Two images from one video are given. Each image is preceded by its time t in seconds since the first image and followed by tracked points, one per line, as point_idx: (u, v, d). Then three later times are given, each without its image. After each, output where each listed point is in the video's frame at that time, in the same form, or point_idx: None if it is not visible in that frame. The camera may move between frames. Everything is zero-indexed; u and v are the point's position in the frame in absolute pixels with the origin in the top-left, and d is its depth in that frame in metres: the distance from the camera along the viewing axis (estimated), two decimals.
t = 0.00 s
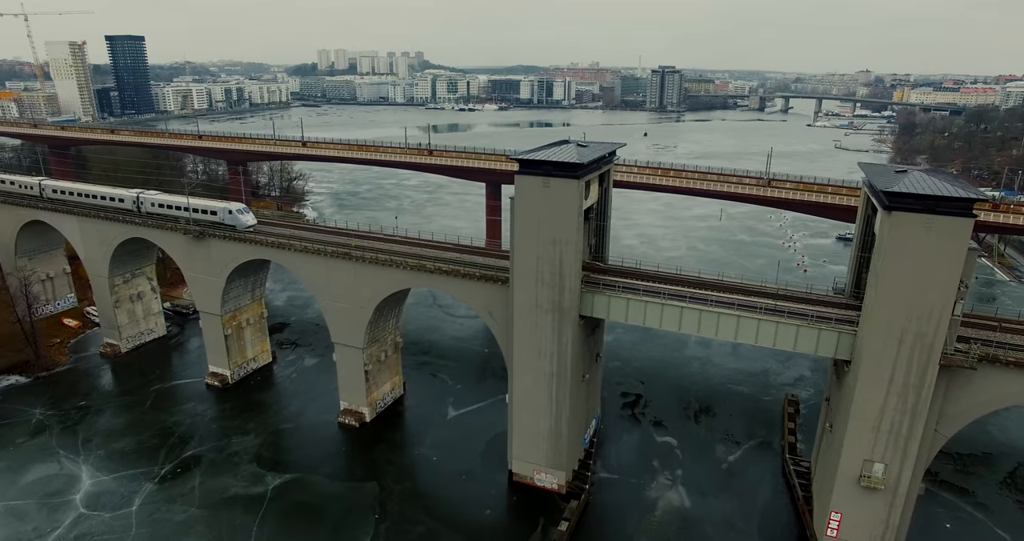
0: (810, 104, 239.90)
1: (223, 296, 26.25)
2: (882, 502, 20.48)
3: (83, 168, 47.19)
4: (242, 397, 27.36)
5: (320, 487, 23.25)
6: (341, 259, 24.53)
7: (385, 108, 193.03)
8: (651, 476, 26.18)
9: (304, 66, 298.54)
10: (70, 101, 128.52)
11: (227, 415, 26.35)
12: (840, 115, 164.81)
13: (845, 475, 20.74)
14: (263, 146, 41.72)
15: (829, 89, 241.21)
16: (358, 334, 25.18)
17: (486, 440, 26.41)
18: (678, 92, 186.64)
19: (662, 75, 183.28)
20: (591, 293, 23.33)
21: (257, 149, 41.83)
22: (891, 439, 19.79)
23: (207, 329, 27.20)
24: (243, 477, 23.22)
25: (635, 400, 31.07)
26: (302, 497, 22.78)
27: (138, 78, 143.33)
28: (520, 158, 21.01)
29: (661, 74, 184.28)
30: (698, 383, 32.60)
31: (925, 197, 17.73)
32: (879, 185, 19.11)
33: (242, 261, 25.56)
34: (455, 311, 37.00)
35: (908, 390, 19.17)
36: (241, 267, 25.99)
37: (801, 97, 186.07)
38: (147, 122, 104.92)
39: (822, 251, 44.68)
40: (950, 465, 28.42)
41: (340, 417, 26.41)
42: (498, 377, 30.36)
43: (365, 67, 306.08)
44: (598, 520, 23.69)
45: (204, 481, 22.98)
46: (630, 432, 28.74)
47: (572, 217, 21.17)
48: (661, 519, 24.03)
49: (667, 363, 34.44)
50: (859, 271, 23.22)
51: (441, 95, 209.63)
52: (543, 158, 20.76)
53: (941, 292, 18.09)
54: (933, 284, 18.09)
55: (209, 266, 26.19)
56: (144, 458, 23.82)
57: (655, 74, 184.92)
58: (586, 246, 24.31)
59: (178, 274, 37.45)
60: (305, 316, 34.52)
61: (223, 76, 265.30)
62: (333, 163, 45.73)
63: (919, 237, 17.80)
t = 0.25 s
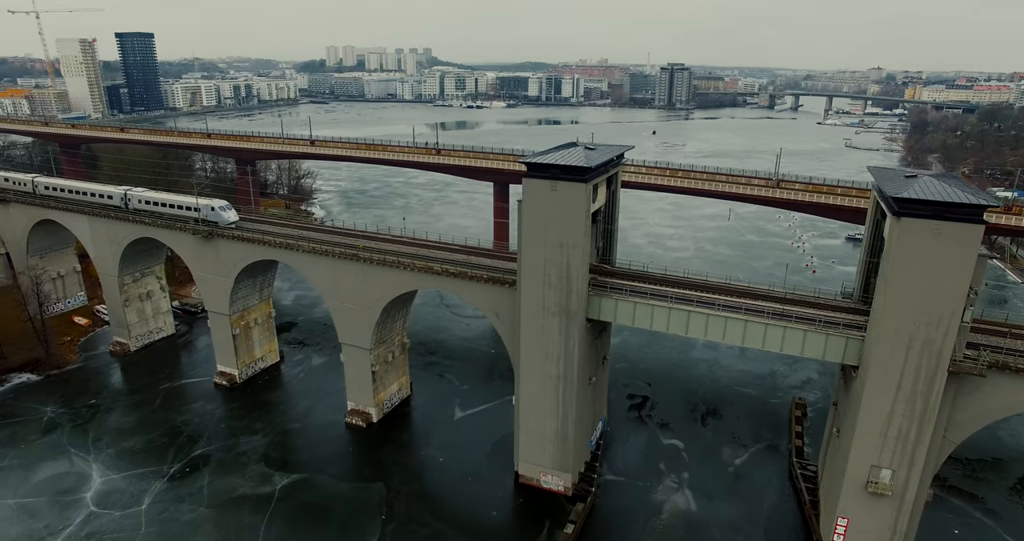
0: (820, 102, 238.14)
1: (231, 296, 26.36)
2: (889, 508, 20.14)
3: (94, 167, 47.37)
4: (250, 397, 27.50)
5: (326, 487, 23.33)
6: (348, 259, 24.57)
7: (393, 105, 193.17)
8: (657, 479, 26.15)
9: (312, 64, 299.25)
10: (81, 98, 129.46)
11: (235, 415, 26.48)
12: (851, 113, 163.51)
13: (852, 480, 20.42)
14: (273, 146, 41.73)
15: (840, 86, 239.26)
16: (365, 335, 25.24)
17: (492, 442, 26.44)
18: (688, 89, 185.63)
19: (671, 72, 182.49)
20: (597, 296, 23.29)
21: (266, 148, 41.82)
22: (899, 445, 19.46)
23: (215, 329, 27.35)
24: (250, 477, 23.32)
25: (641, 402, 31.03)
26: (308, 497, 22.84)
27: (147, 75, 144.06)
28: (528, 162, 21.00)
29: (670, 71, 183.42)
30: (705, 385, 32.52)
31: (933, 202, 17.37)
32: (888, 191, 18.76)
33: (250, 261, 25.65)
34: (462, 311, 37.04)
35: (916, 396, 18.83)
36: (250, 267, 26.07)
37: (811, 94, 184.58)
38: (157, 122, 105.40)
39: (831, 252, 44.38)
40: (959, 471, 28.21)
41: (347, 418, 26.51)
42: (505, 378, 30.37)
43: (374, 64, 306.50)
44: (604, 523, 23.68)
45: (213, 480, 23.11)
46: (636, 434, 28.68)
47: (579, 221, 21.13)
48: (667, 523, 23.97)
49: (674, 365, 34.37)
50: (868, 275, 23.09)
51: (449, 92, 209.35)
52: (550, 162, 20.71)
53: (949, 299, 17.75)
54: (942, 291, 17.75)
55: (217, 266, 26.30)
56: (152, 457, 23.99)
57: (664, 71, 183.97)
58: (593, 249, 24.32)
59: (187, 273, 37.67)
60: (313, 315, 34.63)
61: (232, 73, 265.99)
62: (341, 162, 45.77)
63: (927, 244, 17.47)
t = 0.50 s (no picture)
0: (831, 99, 236.20)
1: (241, 296, 26.50)
2: (898, 515, 19.83)
3: (105, 166, 47.47)
4: (259, 396, 27.67)
5: (335, 487, 23.43)
6: (357, 261, 24.62)
7: (402, 102, 193.15)
8: (664, 482, 26.12)
9: (320, 60, 299.60)
10: (92, 96, 130.00)
11: (245, 414, 26.64)
12: (862, 111, 162.10)
13: (860, 486, 20.11)
14: (284, 145, 41.79)
15: (851, 84, 237.21)
16: (373, 336, 25.31)
17: (500, 443, 26.48)
18: (697, 87, 184.41)
19: (681, 70, 181.40)
20: (606, 299, 23.25)
21: (276, 147, 41.86)
22: (908, 451, 19.13)
23: (225, 328, 27.51)
24: (260, 477, 23.45)
25: (649, 404, 30.99)
26: (317, 497, 22.94)
27: (157, 72, 144.63)
28: (537, 165, 20.97)
29: (680, 69, 182.30)
30: (713, 388, 32.44)
31: (944, 208, 17.12)
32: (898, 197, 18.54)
33: (259, 262, 25.74)
34: (470, 311, 37.10)
35: (926, 403, 18.51)
36: (259, 268, 26.18)
37: (822, 92, 183.06)
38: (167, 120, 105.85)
39: (841, 253, 44.07)
40: (969, 477, 28.04)
41: (355, 418, 26.62)
42: (512, 379, 30.41)
43: (382, 61, 306.41)
44: (611, 526, 23.67)
45: (222, 479, 23.25)
46: (643, 437, 28.65)
47: (588, 224, 21.08)
48: (674, 526, 23.93)
49: (682, 367, 34.31)
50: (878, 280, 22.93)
51: (458, 90, 208.83)
52: (559, 166, 20.69)
53: (960, 306, 17.45)
54: (953, 298, 17.46)
55: (227, 266, 26.44)
56: (163, 455, 24.16)
57: (674, 69, 182.90)
58: (602, 251, 24.30)
59: (197, 272, 37.86)
60: (321, 315, 34.78)
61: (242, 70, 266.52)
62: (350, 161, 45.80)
63: (938, 250, 17.21)
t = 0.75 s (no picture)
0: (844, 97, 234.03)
1: (251, 296, 26.66)
2: (906, 521, 19.38)
3: (117, 164, 47.66)
4: (269, 396, 27.84)
5: (343, 488, 23.54)
6: (366, 261, 24.68)
7: (411, 99, 193.21)
8: (672, 485, 26.04)
9: (331, 56, 300.30)
10: (104, 93, 130.85)
11: (254, 414, 26.81)
12: (875, 109, 160.50)
13: (868, 492, 19.65)
14: (294, 144, 41.88)
15: (863, 81, 234.92)
16: (382, 337, 25.39)
17: (507, 444, 26.50)
18: (708, 84, 183.16)
19: (692, 67, 180.30)
20: (614, 302, 23.20)
21: (286, 146, 41.95)
22: (917, 457, 18.68)
23: (235, 328, 27.68)
24: (269, 476, 23.58)
25: (656, 406, 30.91)
26: (325, 497, 23.04)
27: (168, 69, 145.30)
28: (545, 169, 20.92)
29: (690, 66, 181.20)
30: (721, 391, 32.33)
31: (956, 215, 16.80)
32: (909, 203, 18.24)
33: (269, 262, 25.86)
34: (478, 311, 37.14)
35: (936, 410, 18.12)
36: (269, 268, 26.31)
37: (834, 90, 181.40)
38: (178, 117, 106.30)
39: (852, 254, 43.75)
40: (980, 484, 27.79)
41: (364, 418, 26.72)
42: (520, 380, 30.43)
43: (392, 57, 306.54)
44: (618, 528, 23.62)
45: (231, 479, 23.39)
46: (651, 439, 28.58)
47: (597, 228, 21.04)
48: (681, 529, 23.85)
49: (690, 369, 34.23)
50: (889, 285, 22.76)
51: (468, 87, 208.47)
52: (568, 169, 20.65)
53: (972, 313, 17.12)
54: (964, 304, 17.14)
55: (237, 266, 26.57)
56: (173, 454, 24.36)
57: (685, 66, 181.85)
58: (611, 254, 24.26)
59: (207, 270, 38.10)
60: (330, 314, 34.93)
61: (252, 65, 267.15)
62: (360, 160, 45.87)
63: (949, 257, 16.91)
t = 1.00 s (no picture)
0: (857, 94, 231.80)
1: (261, 296, 26.80)
2: (916, 530, 19.04)
3: (129, 163, 47.92)
4: (279, 395, 28.01)
5: (352, 488, 23.64)
6: (376, 263, 24.73)
7: (421, 97, 193.28)
8: (680, 488, 25.97)
9: (341, 53, 300.65)
10: (116, 89, 131.63)
11: (264, 413, 26.99)
12: (889, 107, 158.83)
13: (877, 500, 19.31)
14: (303, 143, 41.89)
15: (877, 79, 232.50)
16: (392, 338, 25.45)
17: (515, 446, 26.51)
18: (720, 82, 181.84)
19: (703, 64, 179.12)
20: (623, 306, 23.14)
21: (296, 145, 42.00)
22: (928, 465, 18.34)
23: (246, 327, 27.86)
24: (278, 476, 23.72)
25: (665, 408, 30.86)
26: (334, 497, 23.15)
27: (180, 66, 146.02)
28: (555, 173, 20.84)
29: (702, 63, 179.99)
30: (730, 394, 32.21)
31: (970, 222, 16.42)
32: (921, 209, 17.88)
33: (280, 262, 25.97)
34: (487, 311, 37.18)
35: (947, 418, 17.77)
36: (279, 268, 26.40)
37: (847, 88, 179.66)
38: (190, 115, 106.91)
39: (864, 255, 43.40)
40: (991, 491, 27.55)
41: (373, 418, 26.83)
42: (529, 381, 30.45)
43: (402, 54, 306.46)
44: (626, 532, 23.59)
45: (242, 478, 23.55)
46: (659, 442, 28.51)
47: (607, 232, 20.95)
48: (689, 533, 23.79)
49: (699, 372, 34.12)
50: (900, 290, 22.55)
51: (478, 84, 208.02)
52: (577, 173, 20.56)
53: (985, 321, 16.76)
54: (977, 313, 16.79)
55: (247, 266, 26.70)
56: (184, 452, 24.56)
57: (696, 63, 180.66)
58: (620, 257, 24.20)
59: (218, 269, 38.35)
60: (340, 313, 35.10)
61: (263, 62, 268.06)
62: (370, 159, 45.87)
63: (962, 265, 16.57)
